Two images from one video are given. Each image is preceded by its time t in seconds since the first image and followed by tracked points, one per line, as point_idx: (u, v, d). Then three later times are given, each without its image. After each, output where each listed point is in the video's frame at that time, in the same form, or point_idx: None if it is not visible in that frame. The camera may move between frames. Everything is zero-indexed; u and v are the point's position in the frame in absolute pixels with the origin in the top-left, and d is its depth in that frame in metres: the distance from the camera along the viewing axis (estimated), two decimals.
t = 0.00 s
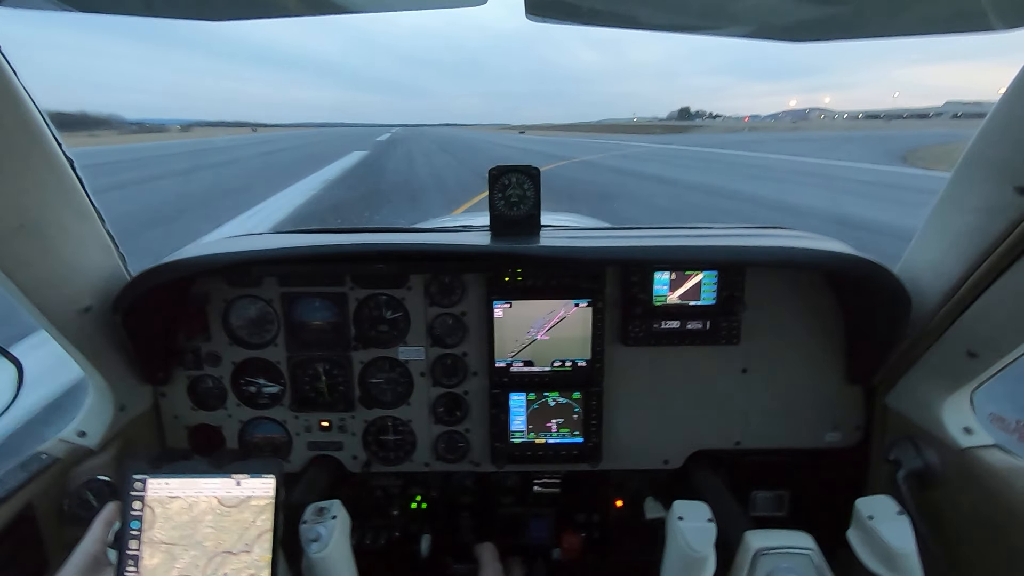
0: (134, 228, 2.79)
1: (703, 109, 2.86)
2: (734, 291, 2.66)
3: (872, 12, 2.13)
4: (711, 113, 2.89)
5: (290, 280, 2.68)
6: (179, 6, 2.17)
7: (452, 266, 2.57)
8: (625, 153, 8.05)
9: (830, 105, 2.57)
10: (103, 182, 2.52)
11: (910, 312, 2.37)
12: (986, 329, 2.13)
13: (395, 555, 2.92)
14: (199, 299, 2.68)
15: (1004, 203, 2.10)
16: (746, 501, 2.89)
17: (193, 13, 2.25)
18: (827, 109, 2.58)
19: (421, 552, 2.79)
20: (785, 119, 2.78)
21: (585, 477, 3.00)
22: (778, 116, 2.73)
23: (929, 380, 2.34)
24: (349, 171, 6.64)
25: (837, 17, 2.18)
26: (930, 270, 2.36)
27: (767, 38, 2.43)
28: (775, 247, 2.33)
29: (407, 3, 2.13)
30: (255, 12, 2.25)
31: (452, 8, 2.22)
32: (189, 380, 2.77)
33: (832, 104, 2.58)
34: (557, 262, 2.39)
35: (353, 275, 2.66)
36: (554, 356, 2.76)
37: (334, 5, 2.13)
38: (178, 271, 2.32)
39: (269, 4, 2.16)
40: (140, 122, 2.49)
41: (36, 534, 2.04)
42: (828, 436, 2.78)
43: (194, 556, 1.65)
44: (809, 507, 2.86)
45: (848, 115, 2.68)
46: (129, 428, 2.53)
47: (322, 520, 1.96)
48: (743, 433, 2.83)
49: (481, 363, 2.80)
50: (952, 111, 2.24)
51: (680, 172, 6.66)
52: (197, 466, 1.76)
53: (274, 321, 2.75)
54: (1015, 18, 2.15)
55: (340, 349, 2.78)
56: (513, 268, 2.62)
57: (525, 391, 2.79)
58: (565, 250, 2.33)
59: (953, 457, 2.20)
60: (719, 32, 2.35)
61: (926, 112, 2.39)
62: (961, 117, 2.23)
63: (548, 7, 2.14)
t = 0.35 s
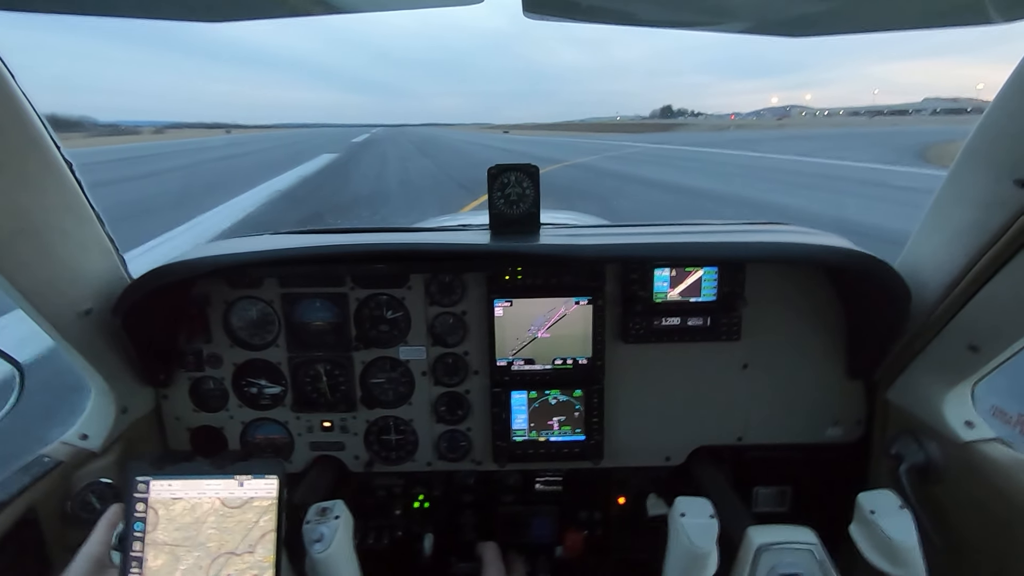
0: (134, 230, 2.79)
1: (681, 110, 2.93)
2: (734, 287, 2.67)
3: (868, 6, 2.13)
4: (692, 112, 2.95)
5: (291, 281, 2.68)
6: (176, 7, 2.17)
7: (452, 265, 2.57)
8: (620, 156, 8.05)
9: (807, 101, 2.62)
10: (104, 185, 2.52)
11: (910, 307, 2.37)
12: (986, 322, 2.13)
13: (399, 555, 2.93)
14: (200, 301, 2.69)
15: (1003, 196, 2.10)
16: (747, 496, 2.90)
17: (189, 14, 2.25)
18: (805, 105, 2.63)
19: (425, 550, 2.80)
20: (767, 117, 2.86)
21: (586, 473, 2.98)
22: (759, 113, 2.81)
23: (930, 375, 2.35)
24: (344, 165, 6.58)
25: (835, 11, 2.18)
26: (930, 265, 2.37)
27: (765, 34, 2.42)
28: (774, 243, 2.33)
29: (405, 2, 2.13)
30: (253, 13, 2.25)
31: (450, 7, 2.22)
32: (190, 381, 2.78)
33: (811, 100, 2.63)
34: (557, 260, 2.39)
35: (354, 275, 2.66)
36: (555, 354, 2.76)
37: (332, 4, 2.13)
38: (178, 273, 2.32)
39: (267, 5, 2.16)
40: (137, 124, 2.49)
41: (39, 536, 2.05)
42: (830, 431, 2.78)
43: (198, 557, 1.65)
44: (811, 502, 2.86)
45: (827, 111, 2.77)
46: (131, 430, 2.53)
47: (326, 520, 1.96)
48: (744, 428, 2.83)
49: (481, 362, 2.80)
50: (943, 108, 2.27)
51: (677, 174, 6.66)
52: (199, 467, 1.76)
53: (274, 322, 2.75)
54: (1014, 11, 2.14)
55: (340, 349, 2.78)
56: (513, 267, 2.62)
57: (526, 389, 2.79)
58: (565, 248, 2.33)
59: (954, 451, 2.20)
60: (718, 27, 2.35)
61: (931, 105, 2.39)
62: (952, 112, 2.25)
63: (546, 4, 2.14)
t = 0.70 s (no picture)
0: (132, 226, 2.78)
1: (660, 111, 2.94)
2: (733, 287, 2.66)
3: (868, 9, 2.14)
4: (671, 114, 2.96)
5: (289, 279, 2.68)
6: (176, 5, 2.17)
7: (451, 264, 2.57)
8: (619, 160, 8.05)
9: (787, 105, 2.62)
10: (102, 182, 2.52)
11: (908, 308, 2.38)
12: (984, 324, 2.14)
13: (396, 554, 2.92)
14: (197, 298, 2.68)
15: (1002, 199, 2.11)
16: (745, 497, 2.90)
17: (189, 12, 2.24)
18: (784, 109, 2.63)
19: (421, 549, 2.80)
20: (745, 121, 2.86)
21: (581, 472, 2.99)
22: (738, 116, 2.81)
23: (925, 376, 2.35)
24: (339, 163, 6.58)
25: (835, 13, 2.18)
26: (927, 267, 2.37)
27: (765, 35, 2.43)
28: (773, 244, 2.33)
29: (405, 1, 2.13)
30: (253, 11, 2.25)
31: (450, 6, 2.22)
32: (188, 379, 2.77)
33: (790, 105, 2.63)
34: (557, 260, 2.40)
35: (352, 274, 2.66)
36: (554, 353, 2.76)
37: (332, 3, 2.13)
38: (177, 271, 2.32)
39: (267, 4, 2.16)
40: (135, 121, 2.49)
41: (35, 533, 2.04)
42: (827, 432, 2.78)
43: (195, 554, 1.65)
44: (808, 503, 2.87)
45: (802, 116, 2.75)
46: (128, 427, 2.53)
47: (323, 518, 1.96)
48: (742, 429, 2.83)
49: (480, 361, 2.80)
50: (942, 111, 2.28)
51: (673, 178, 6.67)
52: (197, 464, 1.76)
53: (272, 320, 2.74)
54: (1014, 14, 2.15)
55: (339, 348, 2.78)
56: (511, 266, 2.62)
57: (524, 388, 2.79)
58: (564, 247, 2.33)
59: (951, 453, 2.20)
60: (718, 29, 2.35)
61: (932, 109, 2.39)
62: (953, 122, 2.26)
63: (546, 4, 2.14)
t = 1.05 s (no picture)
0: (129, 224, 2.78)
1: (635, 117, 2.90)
2: (729, 292, 2.67)
3: (866, 16, 2.14)
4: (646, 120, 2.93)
5: (286, 278, 2.68)
6: (175, 3, 2.16)
7: (449, 265, 2.56)
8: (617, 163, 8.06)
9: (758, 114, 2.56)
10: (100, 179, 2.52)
11: (904, 315, 2.38)
12: (980, 332, 2.15)
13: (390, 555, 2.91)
14: (194, 297, 2.68)
15: (997, 208, 2.12)
16: (740, 502, 2.89)
17: (189, 10, 2.24)
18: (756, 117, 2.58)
19: (415, 550, 2.79)
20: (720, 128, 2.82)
21: (576, 476, 3.00)
22: (712, 123, 2.77)
23: (921, 383, 2.36)
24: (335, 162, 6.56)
25: (834, 21, 2.19)
26: (923, 274, 2.38)
27: (764, 41, 2.43)
28: (770, 249, 2.34)
29: (405, 2, 2.13)
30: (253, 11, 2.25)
31: (450, 8, 2.22)
32: (183, 378, 2.77)
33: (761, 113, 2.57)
34: (554, 263, 2.39)
35: (349, 274, 2.66)
36: (550, 356, 2.76)
37: (333, 3, 2.13)
38: (174, 269, 2.32)
39: (267, 3, 2.16)
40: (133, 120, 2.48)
41: (27, 530, 2.03)
42: (823, 438, 2.78)
43: (188, 553, 1.64)
44: (803, 508, 2.86)
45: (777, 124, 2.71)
46: (122, 425, 2.52)
47: (317, 518, 1.97)
48: (737, 434, 2.83)
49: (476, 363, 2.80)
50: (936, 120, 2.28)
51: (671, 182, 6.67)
52: (192, 464, 1.75)
53: (268, 319, 2.74)
54: (1012, 24, 2.15)
55: (335, 348, 2.77)
56: (509, 268, 2.61)
57: (520, 390, 2.79)
58: (562, 250, 2.33)
59: (945, 459, 2.21)
60: (717, 34, 2.35)
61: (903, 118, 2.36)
62: (949, 129, 2.25)
63: (546, 7, 2.14)
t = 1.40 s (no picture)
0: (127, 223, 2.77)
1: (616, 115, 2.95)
2: (728, 293, 2.67)
3: (865, 18, 2.14)
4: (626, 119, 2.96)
5: (285, 278, 2.67)
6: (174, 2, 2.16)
7: (447, 265, 2.56)
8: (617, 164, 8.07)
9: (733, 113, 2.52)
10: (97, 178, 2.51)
11: (902, 317, 2.38)
12: (977, 333, 2.15)
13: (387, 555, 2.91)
14: (192, 297, 2.67)
15: (995, 210, 2.12)
16: (739, 503, 2.89)
17: (189, 10, 2.24)
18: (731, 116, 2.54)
19: (414, 551, 2.78)
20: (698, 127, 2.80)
21: (577, 476, 3.00)
22: (690, 122, 2.75)
23: (920, 385, 2.36)
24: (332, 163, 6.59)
25: (833, 22, 2.19)
26: (921, 276, 2.38)
27: (763, 43, 2.43)
28: (768, 251, 2.34)
29: (405, 2, 2.13)
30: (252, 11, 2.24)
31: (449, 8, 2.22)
32: (181, 377, 2.76)
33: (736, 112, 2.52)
34: (553, 263, 2.39)
35: (348, 274, 2.66)
36: (549, 356, 2.76)
37: (332, 3, 2.13)
38: (171, 268, 2.31)
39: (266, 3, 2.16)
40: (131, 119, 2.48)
41: (24, 530, 2.03)
42: (821, 439, 2.79)
43: (186, 553, 1.64)
44: (801, 509, 2.87)
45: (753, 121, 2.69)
46: (120, 424, 2.51)
47: (315, 518, 1.96)
48: (735, 434, 2.83)
49: (475, 363, 2.80)
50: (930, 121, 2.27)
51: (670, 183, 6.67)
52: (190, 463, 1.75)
53: (267, 319, 2.73)
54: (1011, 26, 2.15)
55: (333, 348, 2.77)
56: (507, 268, 2.61)
57: (518, 391, 2.79)
58: (561, 251, 2.33)
59: (942, 460, 2.21)
60: (716, 35, 2.35)
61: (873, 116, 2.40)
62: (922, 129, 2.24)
63: (545, 8, 2.14)
